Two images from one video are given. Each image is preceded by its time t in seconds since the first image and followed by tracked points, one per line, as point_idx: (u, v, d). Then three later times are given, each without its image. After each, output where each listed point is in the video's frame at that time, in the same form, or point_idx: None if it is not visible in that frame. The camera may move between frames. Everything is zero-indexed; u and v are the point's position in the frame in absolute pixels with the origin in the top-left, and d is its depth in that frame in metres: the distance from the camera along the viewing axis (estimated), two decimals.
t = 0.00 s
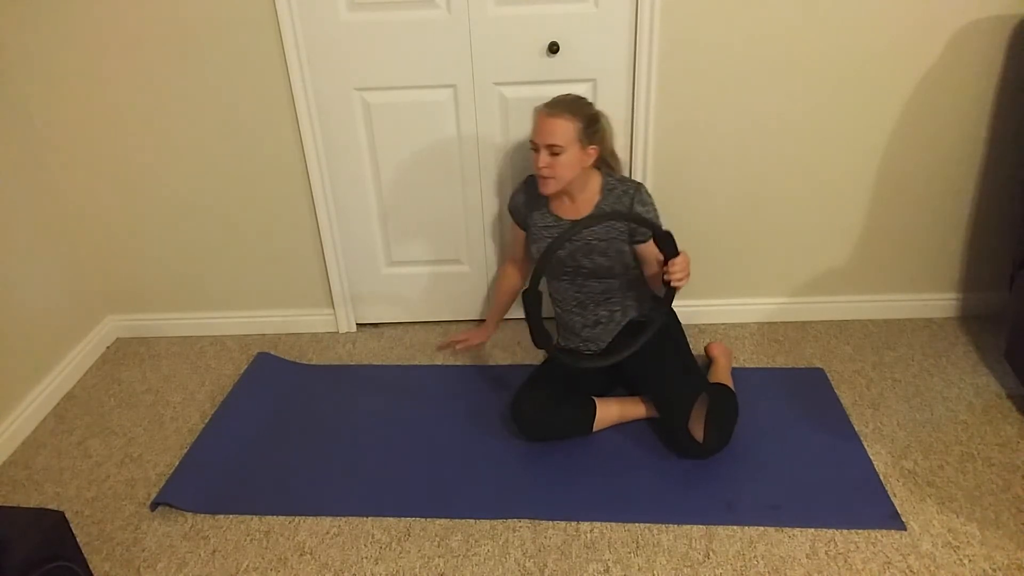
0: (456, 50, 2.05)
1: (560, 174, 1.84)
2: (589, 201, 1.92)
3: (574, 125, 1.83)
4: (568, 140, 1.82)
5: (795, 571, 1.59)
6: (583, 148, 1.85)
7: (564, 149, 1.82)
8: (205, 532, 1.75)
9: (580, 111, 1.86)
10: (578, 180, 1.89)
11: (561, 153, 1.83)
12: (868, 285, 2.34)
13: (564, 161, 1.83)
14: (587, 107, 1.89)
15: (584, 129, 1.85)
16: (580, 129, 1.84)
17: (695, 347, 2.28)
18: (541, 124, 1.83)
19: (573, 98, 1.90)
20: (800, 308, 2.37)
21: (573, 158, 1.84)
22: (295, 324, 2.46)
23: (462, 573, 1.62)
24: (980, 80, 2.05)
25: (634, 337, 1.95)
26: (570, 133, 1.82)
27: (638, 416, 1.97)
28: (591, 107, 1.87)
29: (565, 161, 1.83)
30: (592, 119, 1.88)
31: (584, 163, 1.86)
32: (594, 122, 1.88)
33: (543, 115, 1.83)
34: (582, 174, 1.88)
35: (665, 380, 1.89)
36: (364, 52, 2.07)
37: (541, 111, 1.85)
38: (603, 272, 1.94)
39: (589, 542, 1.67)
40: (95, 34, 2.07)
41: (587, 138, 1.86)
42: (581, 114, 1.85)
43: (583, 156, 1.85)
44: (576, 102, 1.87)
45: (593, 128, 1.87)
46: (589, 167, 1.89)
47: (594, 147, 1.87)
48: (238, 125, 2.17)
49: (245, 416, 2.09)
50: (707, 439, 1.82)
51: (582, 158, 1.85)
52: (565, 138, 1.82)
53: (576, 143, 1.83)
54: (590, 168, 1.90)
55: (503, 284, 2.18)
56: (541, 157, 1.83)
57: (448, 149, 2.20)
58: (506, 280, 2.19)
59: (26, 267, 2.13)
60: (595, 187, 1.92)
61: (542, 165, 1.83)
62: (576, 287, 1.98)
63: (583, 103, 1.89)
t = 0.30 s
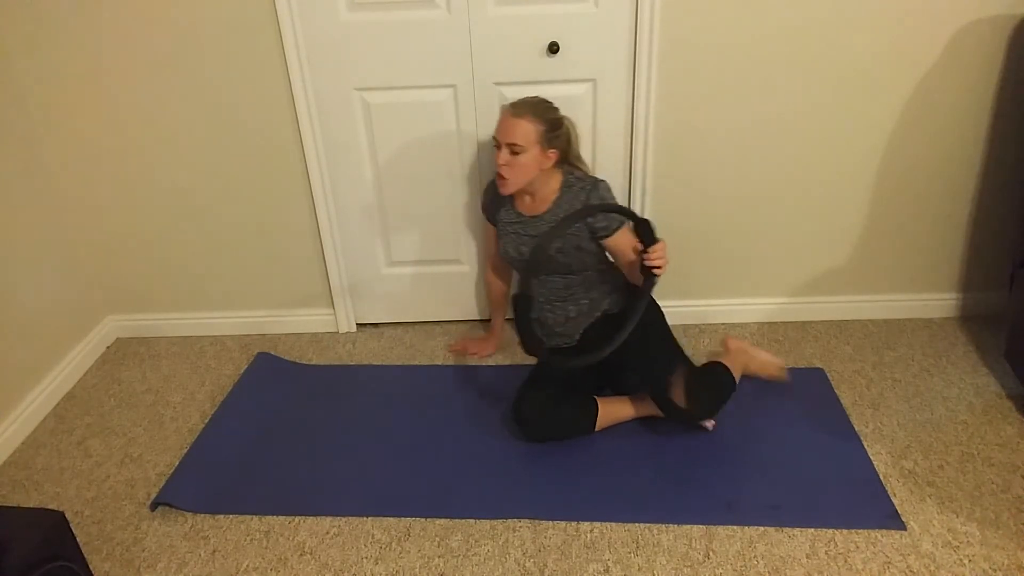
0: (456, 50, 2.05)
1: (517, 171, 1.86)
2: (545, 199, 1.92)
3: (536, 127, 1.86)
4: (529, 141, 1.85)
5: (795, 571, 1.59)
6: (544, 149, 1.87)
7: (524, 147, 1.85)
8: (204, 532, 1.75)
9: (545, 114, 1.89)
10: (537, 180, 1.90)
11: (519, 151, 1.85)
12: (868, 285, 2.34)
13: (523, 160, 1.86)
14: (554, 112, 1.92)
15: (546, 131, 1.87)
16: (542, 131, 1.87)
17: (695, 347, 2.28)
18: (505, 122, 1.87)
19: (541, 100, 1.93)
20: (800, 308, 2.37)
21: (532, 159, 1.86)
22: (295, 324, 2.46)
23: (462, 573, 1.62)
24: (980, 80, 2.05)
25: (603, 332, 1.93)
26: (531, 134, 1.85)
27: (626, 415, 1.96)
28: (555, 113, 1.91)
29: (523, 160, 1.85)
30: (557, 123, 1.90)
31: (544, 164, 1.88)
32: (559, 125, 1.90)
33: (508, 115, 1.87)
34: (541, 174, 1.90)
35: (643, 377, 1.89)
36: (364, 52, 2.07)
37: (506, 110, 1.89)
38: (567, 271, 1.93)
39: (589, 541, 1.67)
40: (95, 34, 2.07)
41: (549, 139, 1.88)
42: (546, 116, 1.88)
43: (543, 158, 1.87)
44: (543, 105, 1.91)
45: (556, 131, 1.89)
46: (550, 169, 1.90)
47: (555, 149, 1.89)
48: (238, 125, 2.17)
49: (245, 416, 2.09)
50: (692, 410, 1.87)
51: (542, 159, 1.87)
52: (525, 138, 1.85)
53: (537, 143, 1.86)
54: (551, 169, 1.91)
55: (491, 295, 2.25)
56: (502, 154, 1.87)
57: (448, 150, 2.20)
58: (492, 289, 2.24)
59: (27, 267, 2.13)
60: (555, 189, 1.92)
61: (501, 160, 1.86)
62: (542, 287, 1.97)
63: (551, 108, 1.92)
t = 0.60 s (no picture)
0: (456, 50, 2.05)
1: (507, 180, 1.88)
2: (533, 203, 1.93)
3: (524, 136, 1.88)
4: (517, 151, 1.88)
5: (795, 571, 1.59)
6: (531, 158, 1.91)
7: (512, 158, 1.88)
8: (204, 532, 1.75)
9: (532, 121, 1.90)
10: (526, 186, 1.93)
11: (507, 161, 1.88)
12: (868, 285, 2.34)
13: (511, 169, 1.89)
14: (539, 116, 1.93)
15: (533, 139, 1.90)
16: (530, 140, 1.89)
17: (695, 347, 2.28)
18: (491, 132, 1.87)
19: (527, 108, 1.93)
20: (800, 308, 2.37)
21: (520, 167, 1.90)
22: (295, 324, 2.46)
23: (462, 573, 1.62)
24: (980, 79, 2.05)
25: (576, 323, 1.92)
26: (520, 144, 1.87)
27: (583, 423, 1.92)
28: (541, 118, 1.92)
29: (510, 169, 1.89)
30: (543, 129, 1.92)
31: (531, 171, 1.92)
32: (545, 130, 1.93)
33: (494, 123, 1.88)
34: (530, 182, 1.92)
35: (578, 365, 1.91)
36: (364, 52, 2.07)
37: (492, 120, 1.89)
38: (553, 265, 2.00)
39: (589, 541, 1.67)
40: (95, 34, 2.07)
41: (536, 147, 1.91)
42: (532, 123, 1.90)
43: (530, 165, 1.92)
44: (528, 112, 1.91)
45: (543, 137, 1.92)
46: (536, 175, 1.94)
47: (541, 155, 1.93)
48: (238, 125, 2.17)
49: (245, 416, 2.08)
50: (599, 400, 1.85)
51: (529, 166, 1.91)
52: (514, 148, 1.87)
53: (524, 152, 1.89)
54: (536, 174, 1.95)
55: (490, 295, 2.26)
56: (492, 163, 1.90)
57: (448, 149, 2.20)
58: (493, 288, 2.26)
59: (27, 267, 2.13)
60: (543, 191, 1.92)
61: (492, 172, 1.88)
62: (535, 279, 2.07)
63: (536, 114, 1.93)
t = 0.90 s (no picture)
0: (456, 50, 2.05)
1: (536, 186, 1.87)
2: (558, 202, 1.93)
3: (550, 141, 1.87)
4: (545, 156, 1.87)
5: (795, 571, 1.59)
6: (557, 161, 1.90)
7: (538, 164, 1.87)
8: (204, 532, 1.75)
9: (558, 124, 1.89)
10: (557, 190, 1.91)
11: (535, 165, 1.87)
12: (868, 285, 2.34)
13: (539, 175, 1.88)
14: (564, 119, 1.92)
15: (559, 143, 1.89)
16: (555, 145, 1.88)
17: (694, 348, 2.28)
18: (517, 137, 1.87)
19: (551, 110, 1.91)
20: (800, 308, 2.37)
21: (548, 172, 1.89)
22: (295, 324, 2.46)
23: (462, 573, 1.62)
24: (980, 79, 2.05)
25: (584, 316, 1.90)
26: (545, 150, 1.86)
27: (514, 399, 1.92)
28: (565, 118, 1.91)
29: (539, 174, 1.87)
30: (568, 131, 1.91)
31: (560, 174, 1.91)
32: (570, 132, 1.91)
33: (519, 129, 1.86)
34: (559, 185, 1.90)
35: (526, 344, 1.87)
36: (364, 52, 2.07)
37: (516, 124, 1.88)
38: (575, 268, 2.01)
39: (589, 541, 1.67)
40: (95, 34, 2.07)
41: (562, 151, 1.90)
42: (558, 127, 1.89)
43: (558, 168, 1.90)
44: (553, 114, 1.90)
45: (568, 141, 1.91)
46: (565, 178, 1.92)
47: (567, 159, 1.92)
48: (238, 125, 2.17)
49: (245, 416, 2.09)
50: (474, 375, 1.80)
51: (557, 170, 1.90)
52: (541, 154, 1.86)
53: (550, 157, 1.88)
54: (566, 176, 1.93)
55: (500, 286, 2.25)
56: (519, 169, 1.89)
57: (449, 149, 2.20)
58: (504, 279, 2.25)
59: (27, 267, 2.14)
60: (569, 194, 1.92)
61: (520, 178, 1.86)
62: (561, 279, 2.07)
63: (561, 116, 1.91)
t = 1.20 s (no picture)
0: (456, 50, 2.05)
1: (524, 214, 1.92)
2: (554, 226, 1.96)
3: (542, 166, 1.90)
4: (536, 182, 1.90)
5: (795, 571, 1.59)
6: (544, 192, 1.73)
7: (522, 196, 1.72)
8: (205, 532, 1.75)
9: (540, 151, 1.71)
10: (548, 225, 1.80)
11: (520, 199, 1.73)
12: (868, 286, 2.34)
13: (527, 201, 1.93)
14: (550, 144, 1.75)
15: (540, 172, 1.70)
16: (536, 174, 1.70)
17: (694, 348, 2.28)
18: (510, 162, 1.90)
19: (537, 135, 1.75)
20: (800, 308, 2.37)
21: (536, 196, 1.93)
22: (295, 324, 2.46)
23: (462, 573, 1.62)
24: (980, 80, 2.05)
25: (578, 363, 1.88)
26: (527, 179, 1.70)
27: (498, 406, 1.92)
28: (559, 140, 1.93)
29: (526, 207, 1.73)
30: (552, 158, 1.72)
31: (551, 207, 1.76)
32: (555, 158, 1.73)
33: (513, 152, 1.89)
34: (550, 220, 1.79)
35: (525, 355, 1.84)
36: (364, 52, 2.07)
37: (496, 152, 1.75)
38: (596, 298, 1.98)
39: (589, 542, 1.67)
40: (95, 33, 2.07)
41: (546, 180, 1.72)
42: (539, 155, 1.70)
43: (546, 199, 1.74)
44: (540, 140, 1.73)
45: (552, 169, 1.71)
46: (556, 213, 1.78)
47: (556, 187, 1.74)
48: (238, 125, 2.17)
49: (245, 416, 2.09)
50: (460, 398, 1.77)
51: (545, 201, 1.74)
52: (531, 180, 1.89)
53: (535, 188, 1.71)
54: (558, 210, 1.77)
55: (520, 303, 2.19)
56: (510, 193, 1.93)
57: (449, 150, 2.20)
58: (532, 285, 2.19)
59: (27, 266, 2.14)
60: (563, 227, 1.79)
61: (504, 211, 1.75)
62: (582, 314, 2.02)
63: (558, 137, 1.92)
